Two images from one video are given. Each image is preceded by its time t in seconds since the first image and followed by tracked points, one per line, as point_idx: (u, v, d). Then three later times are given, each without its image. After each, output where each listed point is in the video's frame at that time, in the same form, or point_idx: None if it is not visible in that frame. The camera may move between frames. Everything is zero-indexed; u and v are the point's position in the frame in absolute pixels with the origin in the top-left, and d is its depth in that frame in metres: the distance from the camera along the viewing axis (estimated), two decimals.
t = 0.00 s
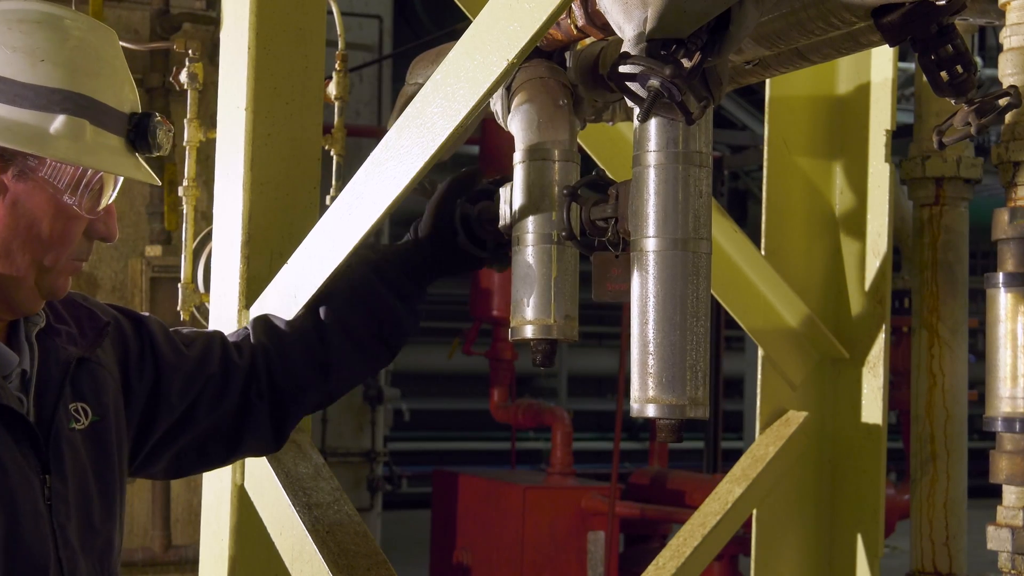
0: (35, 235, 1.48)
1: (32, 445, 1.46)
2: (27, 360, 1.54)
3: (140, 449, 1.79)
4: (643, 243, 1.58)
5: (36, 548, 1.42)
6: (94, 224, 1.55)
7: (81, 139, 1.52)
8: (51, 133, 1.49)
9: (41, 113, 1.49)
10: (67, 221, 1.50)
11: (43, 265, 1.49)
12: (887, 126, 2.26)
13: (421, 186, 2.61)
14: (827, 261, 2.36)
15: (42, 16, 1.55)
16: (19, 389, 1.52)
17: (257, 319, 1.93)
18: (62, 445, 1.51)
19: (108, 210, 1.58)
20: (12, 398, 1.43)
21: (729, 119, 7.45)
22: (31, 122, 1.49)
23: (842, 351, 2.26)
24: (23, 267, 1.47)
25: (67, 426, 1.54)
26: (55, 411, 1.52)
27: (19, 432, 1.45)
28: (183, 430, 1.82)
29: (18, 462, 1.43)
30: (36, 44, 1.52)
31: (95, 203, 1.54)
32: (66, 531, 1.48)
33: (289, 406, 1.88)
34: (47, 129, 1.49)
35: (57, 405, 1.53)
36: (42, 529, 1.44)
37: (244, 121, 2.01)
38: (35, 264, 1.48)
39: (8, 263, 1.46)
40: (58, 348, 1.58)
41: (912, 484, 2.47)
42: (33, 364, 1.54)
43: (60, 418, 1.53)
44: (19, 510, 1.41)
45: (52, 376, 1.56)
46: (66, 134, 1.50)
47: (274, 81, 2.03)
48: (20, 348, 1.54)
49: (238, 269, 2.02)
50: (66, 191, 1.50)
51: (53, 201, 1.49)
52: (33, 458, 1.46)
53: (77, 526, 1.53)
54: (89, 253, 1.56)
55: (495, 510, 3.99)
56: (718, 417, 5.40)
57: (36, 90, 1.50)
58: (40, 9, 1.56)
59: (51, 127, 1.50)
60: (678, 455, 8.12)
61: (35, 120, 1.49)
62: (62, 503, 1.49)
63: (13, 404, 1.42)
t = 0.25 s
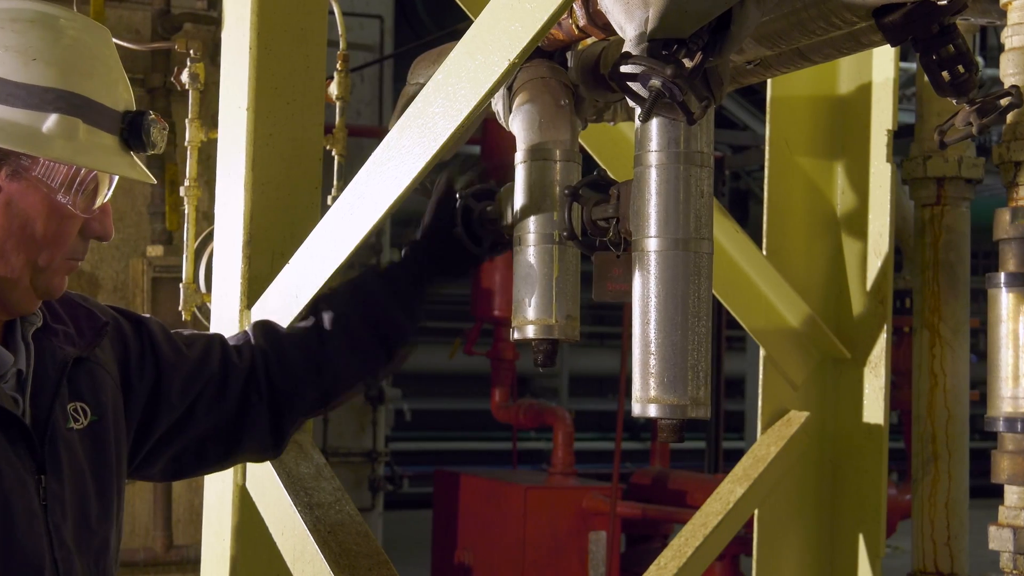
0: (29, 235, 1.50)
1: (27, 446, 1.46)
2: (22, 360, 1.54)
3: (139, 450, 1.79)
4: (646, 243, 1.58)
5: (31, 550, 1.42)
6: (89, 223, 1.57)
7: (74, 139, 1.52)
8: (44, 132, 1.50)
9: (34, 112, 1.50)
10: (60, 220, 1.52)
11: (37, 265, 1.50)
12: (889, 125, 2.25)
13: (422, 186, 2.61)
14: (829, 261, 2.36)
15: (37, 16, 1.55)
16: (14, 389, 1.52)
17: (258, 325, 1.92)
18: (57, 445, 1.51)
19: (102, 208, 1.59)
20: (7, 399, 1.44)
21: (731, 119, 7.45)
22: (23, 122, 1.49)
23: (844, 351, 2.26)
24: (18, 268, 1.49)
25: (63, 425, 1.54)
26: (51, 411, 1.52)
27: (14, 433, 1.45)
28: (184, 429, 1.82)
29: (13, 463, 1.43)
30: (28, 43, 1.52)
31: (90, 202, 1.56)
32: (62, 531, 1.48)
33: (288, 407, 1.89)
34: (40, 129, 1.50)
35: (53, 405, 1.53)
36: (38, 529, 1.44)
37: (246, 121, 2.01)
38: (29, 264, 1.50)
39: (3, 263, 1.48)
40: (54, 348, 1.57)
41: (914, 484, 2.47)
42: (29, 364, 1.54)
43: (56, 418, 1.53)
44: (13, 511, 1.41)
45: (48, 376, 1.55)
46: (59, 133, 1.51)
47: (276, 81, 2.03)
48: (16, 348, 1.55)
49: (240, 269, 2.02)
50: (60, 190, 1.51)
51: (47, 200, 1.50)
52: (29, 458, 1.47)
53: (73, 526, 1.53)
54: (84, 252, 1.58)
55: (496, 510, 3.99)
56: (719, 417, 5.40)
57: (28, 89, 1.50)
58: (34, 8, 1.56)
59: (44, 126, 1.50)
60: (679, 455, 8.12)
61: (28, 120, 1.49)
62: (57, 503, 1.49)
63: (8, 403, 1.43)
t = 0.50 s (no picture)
0: (30, 233, 1.50)
1: (28, 446, 1.46)
2: (23, 360, 1.54)
3: (141, 452, 1.76)
4: (650, 243, 1.58)
5: (31, 550, 1.41)
6: (90, 221, 1.57)
7: (75, 137, 1.52)
8: (44, 131, 1.50)
9: (33, 111, 1.50)
10: (60, 217, 1.52)
11: (38, 263, 1.50)
12: (893, 125, 2.25)
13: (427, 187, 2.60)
14: (832, 261, 2.36)
15: (36, 15, 1.55)
16: (15, 389, 1.52)
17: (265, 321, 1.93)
18: (58, 445, 1.51)
19: (103, 205, 1.59)
20: (7, 399, 1.43)
21: (734, 119, 7.45)
22: (23, 121, 1.49)
23: (848, 351, 2.26)
24: (18, 267, 1.49)
25: (65, 425, 1.54)
26: (52, 411, 1.52)
27: (14, 432, 1.44)
28: (190, 431, 1.81)
29: (13, 463, 1.42)
30: (28, 41, 1.52)
31: (90, 200, 1.56)
32: (62, 532, 1.48)
33: (297, 408, 1.89)
34: (40, 127, 1.50)
35: (54, 406, 1.53)
36: (39, 530, 1.43)
37: (250, 121, 2.01)
38: (31, 263, 1.50)
39: (4, 262, 1.48)
40: (55, 348, 1.57)
41: (918, 484, 2.47)
42: (30, 363, 1.54)
43: (58, 418, 1.53)
44: (13, 512, 1.40)
45: (49, 376, 1.55)
46: (58, 131, 1.51)
47: (279, 80, 2.03)
48: (17, 348, 1.55)
49: (244, 268, 2.02)
50: (60, 188, 1.51)
51: (47, 199, 1.50)
52: (29, 458, 1.46)
53: (74, 526, 1.53)
54: (86, 250, 1.58)
55: (499, 511, 4.00)
56: (723, 417, 5.40)
57: (27, 88, 1.50)
58: (34, 7, 1.56)
59: (43, 124, 1.50)
60: (682, 455, 8.12)
61: (28, 119, 1.49)
62: (57, 503, 1.48)
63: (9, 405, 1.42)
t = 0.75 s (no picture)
0: (35, 234, 1.50)
1: (30, 446, 1.46)
2: (26, 360, 1.54)
3: (144, 452, 1.78)
4: (655, 243, 1.58)
5: (33, 550, 1.41)
6: (95, 223, 1.57)
7: (79, 138, 1.53)
8: (49, 132, 1.50)
9: (38, 112, 1.50)
10: (64, 218, 1.52)
11: (43, 264, 1.50)
12: (898, 125, 2.25)
13: (433, 187, 2.60)
14: (838, 261, 2.35)
15: (40, 16, 1.55)
16: (18, 389, 1.53)
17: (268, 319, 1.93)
18: (60, 445, 1.51)
19: (108, 207, 1.59)
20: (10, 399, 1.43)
21: (739, 119, 7.45)
22: (26, 122, 1.49)
23: (853, 351, 2.25)
24: (23, 267, 1.49)
25: (67, 425, 1.54)
26: (54, 411, 1.53)
27: (16, 432, 1.45)
28: (190, 428, 1.83)
29: (16, 464, 1.43)
30: (32, 43, 1.52)
31: (94, 201, 1.56)
32: (64, 531, 1.48)
33: (295, 406, 1.89)
34: (46, 128, 1.50)
35: (56, 407, 1.53)
36: (41, 530, 1.43)
37: (255, 121, 2.01)
38: (36, 263, 1.50)
39: (8, 263, 1.48)
40: (57, 348, 1.59)
41: (924, 485, 2.46)
42: (33, 364, 1.55)
43: (60, 418, 1.53)
44: (15, 513, 1.40)
45: (51, 376, 1.56)
46: (63, 133, 1.51)
47: (285, 81, 2.03)
48: (20, 349, 1.55)
49: (249, 268, 2.02)
50: (64, 189, 1.52)
51: (52, 200, 1.51)
52: (32, 458, 1.47)
53: (77, 525, 1.53)
54: (90, 251, 1.58)
55: (505, 513, 4.00)
56: (728, 417, 5.40)
57: (32, 89, 1.51)
58: (39, 8, 1.56)
59: (48, 125, 1.50)
60: (688, 456, 8.12)
61: (32, 120, 1.50)
62: (60, 503, 1.48)
63: (12, 405, 1.43)
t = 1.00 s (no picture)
0: (40, 234, 1.50)
1: (35, 446, 1.46)
2: (31, 360, 1.54)
3: (151, 453, 1.77)
4: (662, 243, 1.58)
5: (36, 551, 1.41)
6: (99, 222, 1.58)
7: (84, 137, 1.53)
8: (53, 132, 1.50)
9: (42, 112, 1.50)
10: (68, 217, 1.52)
11: (48, 265, 1.51)
12: (906, 125, 2.25)
13: (439, 187, 2.59)
14: (845, 261, 2.35)
15: (45, 16, 1.56)
16: (23, 390, 1.53)
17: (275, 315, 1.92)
18: (65, 445, 1.51)
19: (111, 207, 1.60)
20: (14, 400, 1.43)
21: (745, 118, 7.44)
22: (31, 122, 1.49)
23: (861, 350, 2.25)
24: (28, 267, 1.49)
25: (72, 425, 1.54)
26: (59, 411, 1.53)
27: (21, 433, 1.45)
28: (195, 427, 1.83)
29: (21, 465, 1.43)
30: (36, 42, 1.52)
31: (99, 201, 1.57)
32: (69, 532, 1.48)
33: (301, 403, 1.88)
34: (51, 128, 1.50)
35: (61, 407, 1.53)
36: (46, 531, 1.43)
37: (262, 121, 2.01)
38: (41, 264, 1.50)
39: (13, 264, 1.49)
40: (62, 348, 1.58)
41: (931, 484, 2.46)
42: (38, 364, 1.54)
43: (65, 418, 1.53)
44: (20, 514, 1.41)
45: (56, 377, 1.56)
46: (67, 133, 1.51)
47: (292, 81, 2.03)
48: (24, 349, 1.55)
49: (256, 268, 2.02)
50: (69, 189, 1.52)
51: (56, 200, 1.51)
52: (37, 459, 1.47)
53: (82, 526, 1.53)
54: (95, 250, 1.59)
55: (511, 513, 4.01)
56: (735, 417, 5.40)
57: (36, 89, 1.51)
58: (43, 8, 1.57)
59: (52, 125, 1.51)
60: (694, 455, 8.12)
61: (36, 120, 1.50)
62: (65, 504, 1.48)
63: (16, 406, 1.42)
